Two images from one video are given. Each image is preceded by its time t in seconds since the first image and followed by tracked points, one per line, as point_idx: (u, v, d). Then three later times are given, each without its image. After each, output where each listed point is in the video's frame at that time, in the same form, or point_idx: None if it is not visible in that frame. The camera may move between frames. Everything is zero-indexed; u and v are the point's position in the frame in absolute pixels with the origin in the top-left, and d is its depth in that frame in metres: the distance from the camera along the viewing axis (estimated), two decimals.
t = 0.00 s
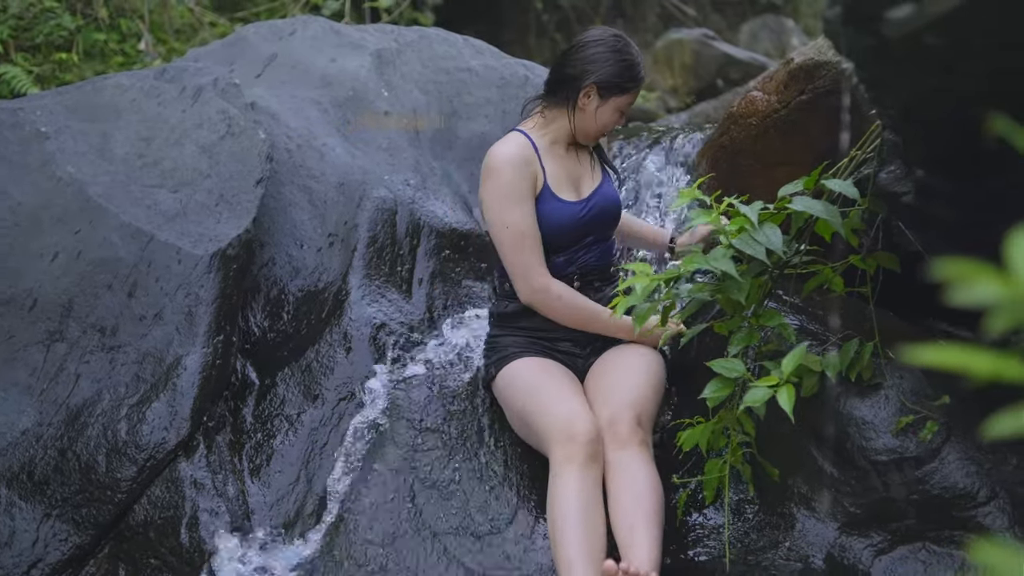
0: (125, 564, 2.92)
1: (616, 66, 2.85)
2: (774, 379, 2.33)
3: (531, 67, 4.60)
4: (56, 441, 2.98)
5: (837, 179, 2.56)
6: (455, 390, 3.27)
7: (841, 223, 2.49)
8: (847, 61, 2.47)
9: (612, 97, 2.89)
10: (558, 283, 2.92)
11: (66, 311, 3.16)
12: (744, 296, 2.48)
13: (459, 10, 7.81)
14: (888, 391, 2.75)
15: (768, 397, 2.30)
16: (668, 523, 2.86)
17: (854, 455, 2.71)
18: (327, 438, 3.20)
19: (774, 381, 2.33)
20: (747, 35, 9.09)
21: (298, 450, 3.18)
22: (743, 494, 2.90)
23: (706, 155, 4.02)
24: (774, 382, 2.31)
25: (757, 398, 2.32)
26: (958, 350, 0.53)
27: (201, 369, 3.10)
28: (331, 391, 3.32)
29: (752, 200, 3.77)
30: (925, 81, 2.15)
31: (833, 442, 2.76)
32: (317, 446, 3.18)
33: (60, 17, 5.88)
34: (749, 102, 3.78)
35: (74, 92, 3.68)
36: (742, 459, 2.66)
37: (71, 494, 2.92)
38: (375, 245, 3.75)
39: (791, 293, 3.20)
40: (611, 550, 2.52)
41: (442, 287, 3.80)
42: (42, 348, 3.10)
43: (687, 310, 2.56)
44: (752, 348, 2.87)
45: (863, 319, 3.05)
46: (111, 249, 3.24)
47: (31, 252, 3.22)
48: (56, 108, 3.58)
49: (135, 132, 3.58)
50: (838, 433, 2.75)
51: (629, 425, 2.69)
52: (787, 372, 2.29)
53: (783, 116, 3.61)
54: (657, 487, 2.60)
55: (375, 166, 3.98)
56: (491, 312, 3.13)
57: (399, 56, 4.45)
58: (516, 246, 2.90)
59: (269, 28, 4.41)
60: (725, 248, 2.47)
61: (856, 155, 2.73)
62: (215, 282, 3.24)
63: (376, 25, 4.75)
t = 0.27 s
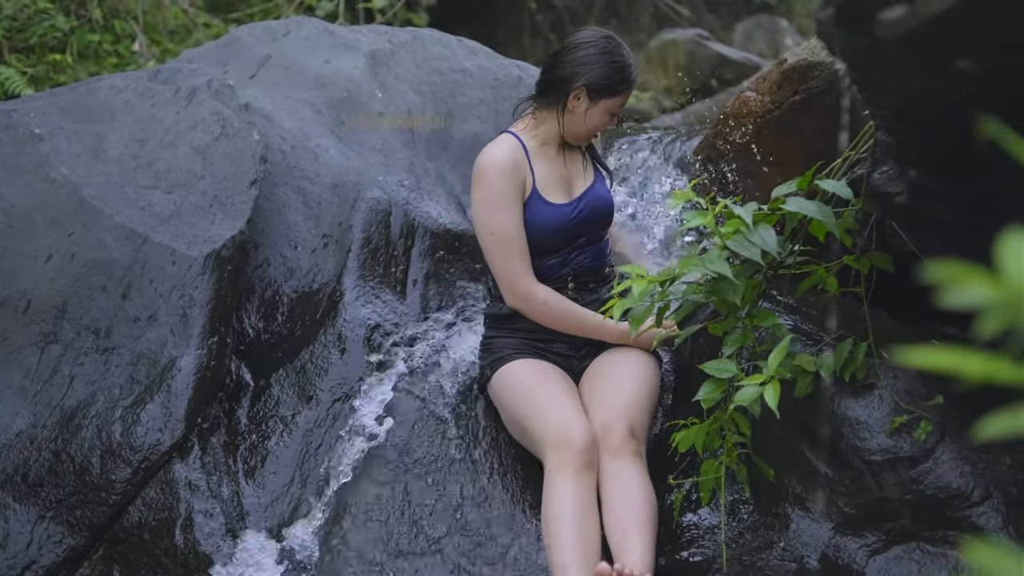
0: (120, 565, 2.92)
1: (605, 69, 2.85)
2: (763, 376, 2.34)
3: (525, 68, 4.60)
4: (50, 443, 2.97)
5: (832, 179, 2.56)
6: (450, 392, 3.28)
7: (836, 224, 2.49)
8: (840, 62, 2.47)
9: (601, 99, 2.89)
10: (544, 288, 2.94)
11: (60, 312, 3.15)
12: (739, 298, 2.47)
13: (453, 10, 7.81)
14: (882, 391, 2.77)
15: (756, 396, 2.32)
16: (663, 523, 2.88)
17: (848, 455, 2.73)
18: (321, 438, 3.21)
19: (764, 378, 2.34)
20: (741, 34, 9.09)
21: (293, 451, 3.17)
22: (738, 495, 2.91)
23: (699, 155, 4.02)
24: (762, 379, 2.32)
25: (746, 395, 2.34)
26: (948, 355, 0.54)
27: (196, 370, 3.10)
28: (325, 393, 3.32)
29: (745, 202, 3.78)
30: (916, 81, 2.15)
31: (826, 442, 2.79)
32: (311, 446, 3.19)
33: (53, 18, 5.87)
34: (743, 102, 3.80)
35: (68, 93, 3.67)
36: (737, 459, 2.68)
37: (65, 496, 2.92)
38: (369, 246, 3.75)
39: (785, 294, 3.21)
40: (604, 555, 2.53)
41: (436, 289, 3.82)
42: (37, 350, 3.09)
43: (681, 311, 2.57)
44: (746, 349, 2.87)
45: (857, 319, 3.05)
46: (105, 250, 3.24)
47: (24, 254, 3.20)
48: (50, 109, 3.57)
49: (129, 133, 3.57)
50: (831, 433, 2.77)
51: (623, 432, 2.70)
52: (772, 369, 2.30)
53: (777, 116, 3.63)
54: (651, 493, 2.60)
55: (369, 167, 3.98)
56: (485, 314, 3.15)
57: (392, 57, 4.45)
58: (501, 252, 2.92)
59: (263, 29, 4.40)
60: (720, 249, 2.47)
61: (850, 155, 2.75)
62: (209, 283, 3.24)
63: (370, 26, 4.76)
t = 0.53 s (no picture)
0: (114, 566, 2.94)
1: (592, 67, 2.87)
2: (760, 379, 2.33)
3: (520, 68, 4.60)
4: (46, 445, 2.98)
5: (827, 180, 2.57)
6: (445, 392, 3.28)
7: (831, 224, 2.50)
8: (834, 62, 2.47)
9: (588, 97, 2.90)
10: (535, 286, 2.94)
11: (56, 313, 3.15)
12: (736, 299, 2.49)
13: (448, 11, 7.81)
14: (877, 391, 2.76)
15: (752, 399, 2.31)
16: (659, 525, 2.88)
17: (843, 455, 2.73)
18: (316, 440, 3.20)
19: (761, 382, 2.33)
20: (737, 35, 9.09)
21: (289, 452, 3.17)
22: (734, 494, 2.91)
23: (693, 155, 4.02)
24: (759, 383, 2.31)
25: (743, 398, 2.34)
26: (942, 355, 0.54)
27: (191, 372, 3.09)
28: (320, 394, 3.32)
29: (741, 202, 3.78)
30: (911, 82, 2.15)
31: (822, 442, 2.78)
32: (307, 448, 3.18)
33: (48, 20, 5.85)
34: (737, 102, 3.79)
35: (63, 94, 3.66)
36: (732, 459, 2.66)
37: (61, 497, 2.93)
38: (365, 246, 3.75)
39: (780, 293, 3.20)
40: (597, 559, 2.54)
41: (432, 290, 3.81)
42: (32, 351, 3.09)
43: (678, 312, 2.58)
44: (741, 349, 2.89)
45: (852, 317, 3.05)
46: (100, 251, 3.23)
47: (19, 255, 3.21)
48: (45, 110, 3.56)
49: (124, 135, 3.57)
50: (828, 433, 2.77)
51: (618, 436, 2.72)
52: (770, 371, 2.30)
53: (774, 116, 3.64)
54: (645, 500, 2.62)
55: (364, 168, 3.98)
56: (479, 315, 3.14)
57: (387, 58, 4.45)
58: (493, 250, 2.93)
59: (258, 30, 4.40)
60: (716, 250, 2.47)
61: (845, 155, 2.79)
62: (205, 284, 3.23)
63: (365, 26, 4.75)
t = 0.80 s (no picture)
0: (112, 569, 2.96)
1: (579, 55, 2.90)
2: (763, 381, 2.35)
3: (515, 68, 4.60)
4: (42, 448, 2.99)
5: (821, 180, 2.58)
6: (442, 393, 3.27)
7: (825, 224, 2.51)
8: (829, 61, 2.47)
9: (585, 85, 2.92)
10: (534, 282, 2.93)
11: (52, 316, 3.15)
12: (731, 298, 2.49)
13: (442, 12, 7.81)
14: (873, 389, 2.74)
15: (756, 400, 2.32)
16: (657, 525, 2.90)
17: (840, 454, 2.70)
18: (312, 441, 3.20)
19: (764, 384, 2.34)
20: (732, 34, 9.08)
21: (286, 454, 3.20)
22: (730, 494, 2.94)
23: (689, 155, 4.01)
24: (763, 384, 2.33)
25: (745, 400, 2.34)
26: (939, 355, 0.54)
27: (188, 373, 3.07)
28: (317, 396, 3.34)
29: (737, 201, 3.77)
30: (906, 81, 2.16)
31: (817, 441, 2.76)
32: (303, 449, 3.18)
33: (43, 22, 5.82)
34: (732, 103, 3.77)
35: (56, 96, 3.63)
36: (729, 460, 2.68)
37: (57, 500, 2.94)
38: (360, 248, 3.72)
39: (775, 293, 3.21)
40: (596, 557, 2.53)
41: (429, 290, 3.79)
42: (28, 354, 3.11)
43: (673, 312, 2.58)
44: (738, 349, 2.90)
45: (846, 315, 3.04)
46: (96, 254, 3.23)
47: (14, 258, 3.21)
48: (40, 113, 3.55)
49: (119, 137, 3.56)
50: (823, 431, 2.74)
51: (616, 435, 2.71)
52: (775, 374, 2.32)
53: (768, 114, 3.64)
54: (644, 498, 2.62)
55: (359, 169, 3.97)
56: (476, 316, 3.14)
57: (382, 59, 4.45)
58: (492, 243, 2.92)
59: (252, 31, 4.39)
60: (711, 249, 2.48)
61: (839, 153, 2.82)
62: (200, 286, 3.22)
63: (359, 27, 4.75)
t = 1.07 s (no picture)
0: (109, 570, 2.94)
1: (562, 45, 2.93)
2: (760, 381, 2.34)
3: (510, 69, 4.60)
4: (38, 450, 2.98)
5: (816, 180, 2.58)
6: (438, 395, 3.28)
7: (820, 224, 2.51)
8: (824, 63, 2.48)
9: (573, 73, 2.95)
10: (535, 276, 2.93)
11: (48, 318, 3.15)
12: (725, 298, 2.48)
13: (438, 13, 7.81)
14: (869, 390, 2.76)
15: (753, 400, 2.32)
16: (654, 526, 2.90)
17: (836, 455, 2.73)
18: (309, 442, 3.19)
19: (761, 384, 2.34)
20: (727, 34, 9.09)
21: (282, 456, 3.16)
22: (727, 495, 2.94)
23: (683, 156, 4.01)
24: (759, 384, 2.33)
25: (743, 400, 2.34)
26: (937, 357, 0.54)
27: (183, 375, 3.06)
28: (313, 397, 3.31)
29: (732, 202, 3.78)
30: (903, 80, 2.17)
31: (813, 443, 2.80)
32: (299, 450, 3.17)
33: (38, 23, 5.74)
34: (727, 103, 3.77)
35: (52, 99, 3.64)
36: (725, 461, 2.68)
37: (54, 502, 2.93)
38: (356, 249, 3.72)
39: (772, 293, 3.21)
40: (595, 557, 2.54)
41: (423, 291, 3.80)
42: (24, 356, 3.11)
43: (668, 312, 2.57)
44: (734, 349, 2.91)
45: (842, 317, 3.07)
46: (92, 256, 3.23)
47: (11, 261, 3.21)
48: (35, 115, 3.54)
49: (114, 139, 3.56)
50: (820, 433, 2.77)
51: (614, 436, 2.72)
52: (772, 374, 2.33)
53: (762, 116, 3.64)
54: (642, 499, 2.62)
55: (355, 170, 3.97)
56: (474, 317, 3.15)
57: (377, 61, 4.46)
58: (493, 237, 2.92)
59: (248, 33, 4.39)
60: (706, 249, 2.47)
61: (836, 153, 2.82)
62: (197, 288, 3.21)
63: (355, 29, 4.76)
